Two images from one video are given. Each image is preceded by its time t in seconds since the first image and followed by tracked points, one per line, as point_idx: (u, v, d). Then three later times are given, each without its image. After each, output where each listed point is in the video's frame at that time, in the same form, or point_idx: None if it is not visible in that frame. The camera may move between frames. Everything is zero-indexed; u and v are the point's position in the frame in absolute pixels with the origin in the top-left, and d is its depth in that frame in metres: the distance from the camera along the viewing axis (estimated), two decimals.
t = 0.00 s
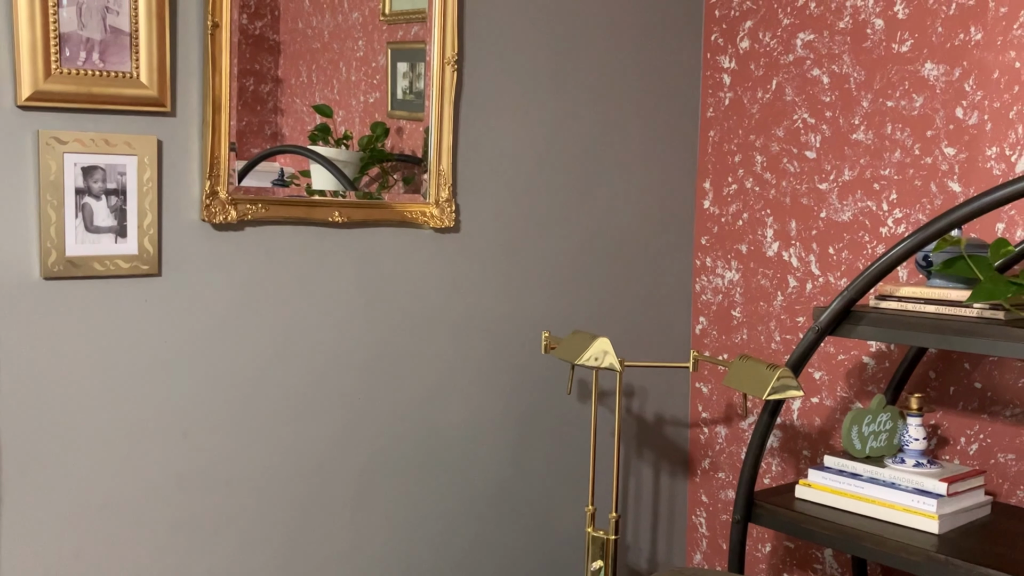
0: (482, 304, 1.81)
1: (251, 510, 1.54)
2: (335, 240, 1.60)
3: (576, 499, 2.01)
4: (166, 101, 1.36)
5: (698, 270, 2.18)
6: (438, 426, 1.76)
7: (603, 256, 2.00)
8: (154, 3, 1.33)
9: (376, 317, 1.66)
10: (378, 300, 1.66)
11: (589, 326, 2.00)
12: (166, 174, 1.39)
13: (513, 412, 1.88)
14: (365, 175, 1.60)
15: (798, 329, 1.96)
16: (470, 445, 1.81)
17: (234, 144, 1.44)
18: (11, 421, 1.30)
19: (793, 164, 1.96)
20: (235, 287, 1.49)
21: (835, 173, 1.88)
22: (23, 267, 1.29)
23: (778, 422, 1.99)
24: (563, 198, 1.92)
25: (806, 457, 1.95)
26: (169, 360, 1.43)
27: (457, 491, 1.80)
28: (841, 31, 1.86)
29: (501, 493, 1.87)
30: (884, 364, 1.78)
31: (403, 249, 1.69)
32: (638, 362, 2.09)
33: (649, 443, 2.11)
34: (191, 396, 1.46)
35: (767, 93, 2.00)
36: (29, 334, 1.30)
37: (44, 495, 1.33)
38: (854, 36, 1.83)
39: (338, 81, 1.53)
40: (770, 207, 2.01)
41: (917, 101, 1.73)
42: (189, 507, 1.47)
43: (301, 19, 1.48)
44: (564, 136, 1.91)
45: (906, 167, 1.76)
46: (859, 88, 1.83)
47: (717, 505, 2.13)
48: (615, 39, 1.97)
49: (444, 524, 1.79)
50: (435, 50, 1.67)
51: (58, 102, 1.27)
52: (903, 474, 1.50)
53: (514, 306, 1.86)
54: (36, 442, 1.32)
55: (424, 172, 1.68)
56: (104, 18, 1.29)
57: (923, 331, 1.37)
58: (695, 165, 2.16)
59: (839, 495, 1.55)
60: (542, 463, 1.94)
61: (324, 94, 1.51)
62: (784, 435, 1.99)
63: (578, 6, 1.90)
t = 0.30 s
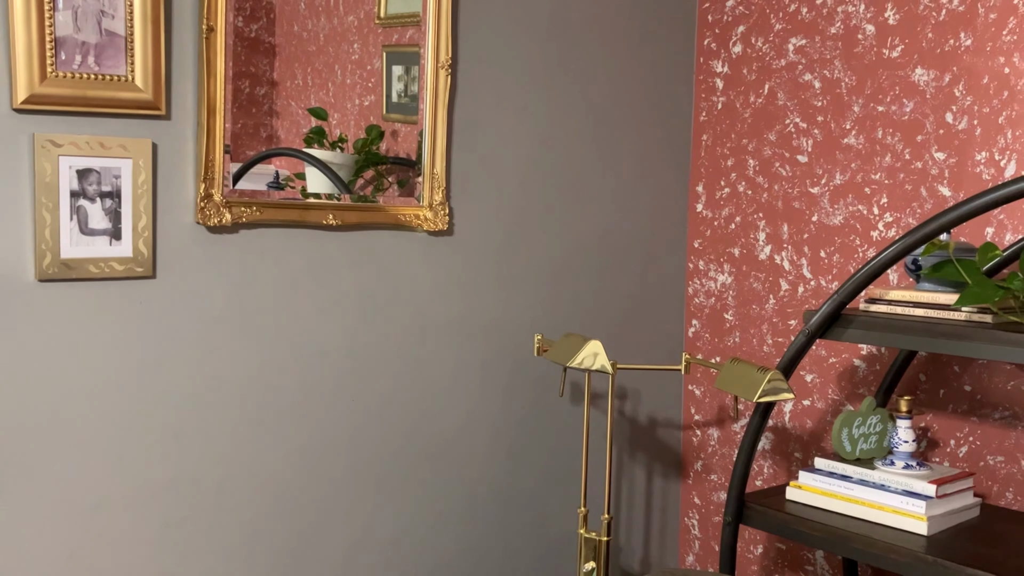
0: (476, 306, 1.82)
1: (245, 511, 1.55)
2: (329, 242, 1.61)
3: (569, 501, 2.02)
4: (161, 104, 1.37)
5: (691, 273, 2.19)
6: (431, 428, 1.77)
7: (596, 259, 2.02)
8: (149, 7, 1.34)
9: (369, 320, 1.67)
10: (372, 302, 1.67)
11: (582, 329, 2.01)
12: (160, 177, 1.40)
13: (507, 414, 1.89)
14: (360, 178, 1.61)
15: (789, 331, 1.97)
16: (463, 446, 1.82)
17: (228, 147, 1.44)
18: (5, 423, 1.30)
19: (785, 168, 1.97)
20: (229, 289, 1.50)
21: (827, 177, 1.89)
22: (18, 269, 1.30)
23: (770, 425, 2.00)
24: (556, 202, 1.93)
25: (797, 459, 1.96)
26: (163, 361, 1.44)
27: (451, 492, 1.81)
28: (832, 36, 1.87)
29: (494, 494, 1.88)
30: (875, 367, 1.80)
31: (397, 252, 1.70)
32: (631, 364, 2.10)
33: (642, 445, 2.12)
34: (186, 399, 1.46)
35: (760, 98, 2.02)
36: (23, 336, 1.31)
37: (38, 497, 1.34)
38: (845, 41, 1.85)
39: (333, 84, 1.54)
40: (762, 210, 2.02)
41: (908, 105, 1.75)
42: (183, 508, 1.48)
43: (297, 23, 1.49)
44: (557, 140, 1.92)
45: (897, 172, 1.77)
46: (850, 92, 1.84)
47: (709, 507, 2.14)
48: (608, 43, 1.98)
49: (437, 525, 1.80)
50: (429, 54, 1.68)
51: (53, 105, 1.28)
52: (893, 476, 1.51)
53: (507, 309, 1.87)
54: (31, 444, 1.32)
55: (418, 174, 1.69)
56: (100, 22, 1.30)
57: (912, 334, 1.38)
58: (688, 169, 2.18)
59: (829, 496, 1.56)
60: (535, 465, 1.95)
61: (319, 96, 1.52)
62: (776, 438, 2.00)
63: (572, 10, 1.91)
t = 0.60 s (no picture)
0: (473, 308, 1.83)
1: (242, 512, 1.55)
2: (326, 244, 1.61)
3: (565, 502, 2.02)
4: (158, 106, 1.37)
5: (687, 275, 2.20)
6: (428, 429, 1.77)
7: (593, 261, 2.02)
8: (147, 10, 1.34)
9: (366, 321, 1.68)
10: (369, 304, 1.68)
11: (579, 331, 2.01)
12: (158, 179, 1.41)
13: (504, 415, 1.89)
14: (358, 180, 1.61)
15: (785, 334, 1.98)
16: (460, 448, 1.83)
17: (226, 148, 1.45)
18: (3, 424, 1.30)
19: (781, 171, 1.98)
20: (226, 291, 1.50)
21: (822, 180, 1.90)
22: (15, 270, 1.30)
23: (766, 427, 2.01)
24: (552, 204, 1.94)
25: (793, 461, 1.97)
26: (161, 363, 1.44)
27: (447, 493, 1.81)
28: (827, 40, 1.88)
29: (491, 495, 1.89)
30: (870, 369, 1.81)
31: (394, 254, 1.70)
32: (628, 366, 2.11)
33: (638, 447, 2.12)
34: (183, 400, 1.47)
35: (755, 101, 2.02)
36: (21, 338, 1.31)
37: (35, 498, 1.34)
38: (840, 45, 1.86)
39: (330, 86, 1.55)
40: (758, 213, 2.03)
41: (903, 109, 1.75)
42: (180, 509, 1.48)
43: (294, 24, 1.50)
44: (554, 142, 1.93)
45: (892, 175, 1.78)
46: (845, 96, 1.85)
47: (705, 508, 2.15)
48: (604, 45, 1.99)
49: (434, 526, 1.80)
50: (426, 56, 1.68)
51: (51, 107, 1.28)
52: (887, 478, 1.51)
53: (504, 311, 1.88)
54: (28, 445, 1.33)
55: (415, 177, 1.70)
56: (98, 24, 1.30)
57: (907, 336, 1.39)
58: (684, 172, 2.18)
59: (824, 498, 1.57)
60: (531, 466, 1.95)
61: (316, 98, 1.53)
62: (772, 440, 2.01)
63: (568, 13, 1.92)
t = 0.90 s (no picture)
0: (466, 312, 1.83)
1: (235, 518, 1.54)
2: (320, 249, 1.61)
3: (559, 507, 2.02)
4: (153, 111, 1.37)
5: (680, 280, 2.20)
6: (421, 434, 1.77)
7: (586, 266, 2.02)
8: (142, 15, 1.34)
9: (360, 326, 1.67)
10: (363, 309, 1.67)
11: (573, 335, 2.01)
12: (152, 183, 1.40)
13: (498, 420, 1.89)
14: (351, 184, 1.61)
15: (779, 338, 1.98)
16: (454, 452, 1.83)
17: (220, 152, 1.45)
18: None
19: (774, 176, 1.98)
20: (221, 295, 1.50)
21: (816, 185, 1.90)
22: (8, 275, 1.29)
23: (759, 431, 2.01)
24: (546, 209, 1.94)
25: (786, 466, 1.97)
26: (154, 367, 1.43)
27: (441, 498, 1.81)
28: (821, 46, 1.89)
29: (484, 500, 1.88)
30: (863, 374, 1.81)
31: (388, 258, 1.70)
32: (622, 370, 2.11)
33: (632, 452, 2.12)
34: (176, 404, 1.46)
35: (749, 106, 2.03)
36: (13, 342, 1.30)
37: (27, 503, 1.33)
38: (834, 51, 1.86)
39: (324, 90, 1.54)
40: (752, 218, 2.03)
41: (896, 114, 1.76)
42: (172, 514, 1.47)
43: (288, 28, 1.50)
44: (548, 146, 1.93)
45: (885, 180, 1.79)
46: (839, 101, 1.86)
47: (698, 513, 2.15)
48: (598, 50, 2.00)
49: (428, 531, 1.80)
50: (421, 61, 1.69)
51: (45, 111, 1.28)
52: (881, 483, 1.52)
53: (498, 315, 1.88)
54: (20, 449, 1.32)
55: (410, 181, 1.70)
56: (92, 28, 1.30)
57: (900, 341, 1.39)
58: (678, 176, 2.19)
59: (817, 503, 1.57)
60: (525, 470, 1.95)
61: (310, 102, 1.53)
62: (765, 444, 2.01)
63: (562, 17, 1.92)
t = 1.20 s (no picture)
0: (462, 315, 1.83)
1: (231, 520, 1.54)
2: (317, 252, 1.61)
3: (554, 509, 2.03)
4: (151, 113, 1.37)
5: (675, 283, 2.21)
6: (417, 436, 1.78)
7: (581, 269, 2.03)
8: (140, 18, 1.34)
9: (356, 329, 1.68)
10: (359, 311, 1.68)
11: (568, 338, 2.02)
12: (150, 186, 1.40)
13: (493, 422, 1.90)
14: (346, 186, 1.61)
15: (773, 341, 1.99)
16: (450, 454, 1.83)
17: (218, 155, 1.45)
18: None
19: (769, 180, 1.99)
20: (219, 298, 1.50)
21: (810, 189, 1.91)
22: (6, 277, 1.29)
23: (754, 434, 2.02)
24: (541, 212, 1.95)
25: (780, 468, 1.98)
26: (151, 370, 1.43)
27: (437, 501, 1.82)
28: (815, 51, 1.90)
29: (480, 502, 1.89)
30: (857, 377, 1.82)
31: (384, 261, 1.71)
32: (617, 373, 2.12)
33: (627, 454, 2.13)
34: (173, 407, 1.46)
35: (744, 110, 2.04)
36: (11, 345, 1.30)
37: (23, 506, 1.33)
38: (828, 55, 1.88)
39: (319, 92, 1.55)
40: (746, 221, 2.04)
41: (890, 119, 1.77)
42: (169, 517, 1.47)
43: (282, 31, 1.50)
44: (543, 150, 1.94)
45: (879, 184, 1.80)
46: (833, 106, 1.87)
47: (693, 515, 2.16)
48: (593, 54, 2.00)
49: (423, 533, 1.80)
50: (418, 64, 1.69)
51: (43, 114, 1.28)
52: (875, 485, 1.53)
53: (493, 318, 1.88)
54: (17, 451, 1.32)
55: (405, 184, 1.70)
56: (91, 31, 1.30)
57: (895, 345, 1.40)
58: (673, 180, 2.20)
59: (812, 505, 1.58)
60: (520, 473, 1.95)
61: (304, 104, 1.53)
62: (759, 447, 2.02)
63: (558, 21, 1.93)
